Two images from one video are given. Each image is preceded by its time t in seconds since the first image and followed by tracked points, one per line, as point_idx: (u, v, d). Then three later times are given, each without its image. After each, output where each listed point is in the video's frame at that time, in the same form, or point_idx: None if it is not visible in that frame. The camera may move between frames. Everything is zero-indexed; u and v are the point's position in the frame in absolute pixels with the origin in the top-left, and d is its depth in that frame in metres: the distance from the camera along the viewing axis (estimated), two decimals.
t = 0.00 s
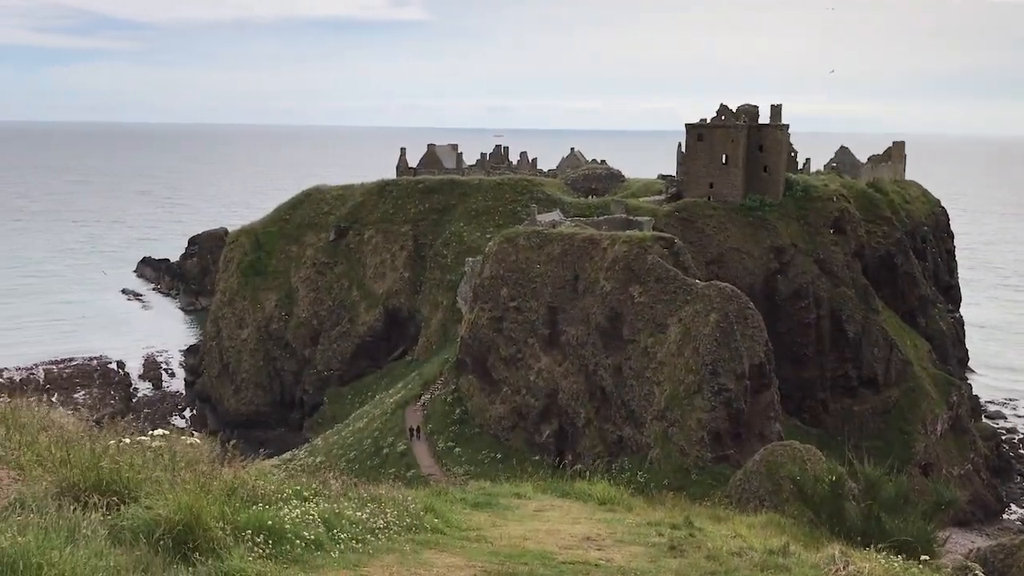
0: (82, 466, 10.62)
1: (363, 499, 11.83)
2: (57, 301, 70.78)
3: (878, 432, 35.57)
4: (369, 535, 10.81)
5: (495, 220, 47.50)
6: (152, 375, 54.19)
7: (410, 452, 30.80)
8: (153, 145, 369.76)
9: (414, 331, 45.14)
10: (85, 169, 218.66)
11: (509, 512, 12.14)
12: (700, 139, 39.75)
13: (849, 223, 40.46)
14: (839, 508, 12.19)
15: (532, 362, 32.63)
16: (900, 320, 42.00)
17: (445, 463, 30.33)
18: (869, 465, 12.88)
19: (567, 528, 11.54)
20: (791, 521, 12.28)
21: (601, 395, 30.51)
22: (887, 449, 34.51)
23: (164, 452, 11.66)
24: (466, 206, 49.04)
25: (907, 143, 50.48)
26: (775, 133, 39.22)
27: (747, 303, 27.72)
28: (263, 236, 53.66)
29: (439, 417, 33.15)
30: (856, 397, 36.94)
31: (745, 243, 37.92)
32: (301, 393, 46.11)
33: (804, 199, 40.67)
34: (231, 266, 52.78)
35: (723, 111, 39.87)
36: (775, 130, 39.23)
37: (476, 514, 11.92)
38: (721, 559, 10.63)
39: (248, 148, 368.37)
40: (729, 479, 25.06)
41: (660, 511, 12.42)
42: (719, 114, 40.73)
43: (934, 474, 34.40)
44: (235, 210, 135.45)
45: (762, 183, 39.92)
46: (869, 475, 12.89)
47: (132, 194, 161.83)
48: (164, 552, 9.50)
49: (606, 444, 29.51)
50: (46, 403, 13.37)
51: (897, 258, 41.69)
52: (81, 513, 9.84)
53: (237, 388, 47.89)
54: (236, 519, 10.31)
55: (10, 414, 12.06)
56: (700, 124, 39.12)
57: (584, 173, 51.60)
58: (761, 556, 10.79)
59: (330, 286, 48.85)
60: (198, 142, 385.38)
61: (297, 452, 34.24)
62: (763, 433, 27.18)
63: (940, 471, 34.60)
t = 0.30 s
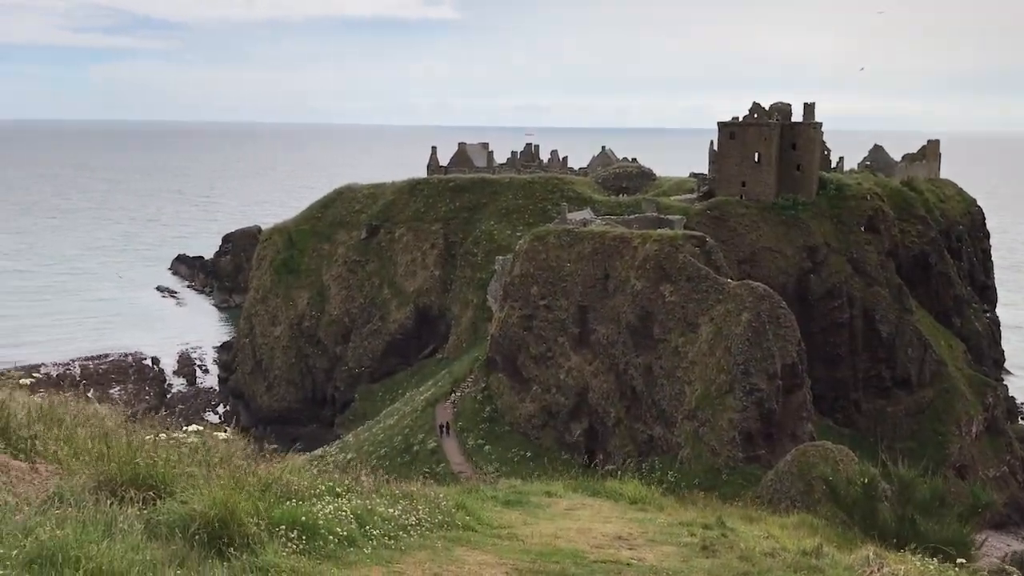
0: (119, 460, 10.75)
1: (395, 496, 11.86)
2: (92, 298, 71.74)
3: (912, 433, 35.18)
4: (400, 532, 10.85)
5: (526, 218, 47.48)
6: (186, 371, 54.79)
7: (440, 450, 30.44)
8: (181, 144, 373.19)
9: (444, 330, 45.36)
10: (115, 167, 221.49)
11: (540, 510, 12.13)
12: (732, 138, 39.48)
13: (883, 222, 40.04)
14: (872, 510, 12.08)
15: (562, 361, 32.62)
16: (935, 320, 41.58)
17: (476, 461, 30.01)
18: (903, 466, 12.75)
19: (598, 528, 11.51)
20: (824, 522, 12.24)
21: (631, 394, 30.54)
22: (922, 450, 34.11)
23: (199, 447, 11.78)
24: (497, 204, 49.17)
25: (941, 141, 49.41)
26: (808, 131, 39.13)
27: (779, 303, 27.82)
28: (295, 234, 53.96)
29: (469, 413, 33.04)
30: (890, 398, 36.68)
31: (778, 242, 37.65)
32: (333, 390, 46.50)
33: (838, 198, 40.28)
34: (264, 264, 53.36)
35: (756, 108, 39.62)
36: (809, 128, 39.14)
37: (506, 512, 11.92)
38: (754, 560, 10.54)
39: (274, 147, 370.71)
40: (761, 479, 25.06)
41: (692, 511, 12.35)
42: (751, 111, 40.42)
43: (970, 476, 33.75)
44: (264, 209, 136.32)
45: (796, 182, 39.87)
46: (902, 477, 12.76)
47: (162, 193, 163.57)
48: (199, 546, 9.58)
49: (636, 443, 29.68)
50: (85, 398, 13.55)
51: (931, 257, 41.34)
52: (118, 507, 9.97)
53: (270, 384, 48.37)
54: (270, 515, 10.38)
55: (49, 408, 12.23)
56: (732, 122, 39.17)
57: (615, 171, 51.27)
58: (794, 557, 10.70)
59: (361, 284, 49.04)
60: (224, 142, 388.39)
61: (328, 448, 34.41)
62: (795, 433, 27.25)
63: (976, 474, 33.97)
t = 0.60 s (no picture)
0: (153, 455, 10.83)
1: (425, 493, 11.85)
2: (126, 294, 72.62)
3: (946, 434, 34.71)
4: (431, 528, 10.84)
5: (556, 215, 47.35)
6: (217, 367, 55.28)
7: (469, 447, 30.65)
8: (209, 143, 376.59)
9: (473, 327, 45.34)
10: (144, 165, 224.24)
11: (570, 509, 12.08)
12: (765, 134, 39.53)
13: (917, 220, 39.75)
14: (908, 511, 11.93)
15: (592, 359, 32.47)
16: (970, 320, 40.90)
17: (505, 458, 30.09)
18: (938, 467, 12.55)
19: (629, 526, 11.45)
20: (858, 523, 12.13)
21: (661, 393, 30.38)
22: (957, 451, 33.56)
23: (232, 443, 11.84)
24: (526, 202, 49.09)
25: (978, 138, 49.31)
26: (842, 128, 39.20)
27: (812, 302, 27.55)
28: (326, 232, 54.35)
29: (499, 411, 33.12)
30: (924, 398, 36.16)
31: (811, 240, 37.57)
32: (363, 387, 46.86)
33: (872, 196, 40.00)
34: (296, 261, 53.80)
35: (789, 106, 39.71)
36: (843, 126, 39.20)
37: (537, 510, 11.88)
38: (786, 561, 10.43)
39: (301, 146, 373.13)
40: (792, 479, 24.86)
41: (723, 511, 12.26)
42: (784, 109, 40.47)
43: (1007, 478, 32.98)
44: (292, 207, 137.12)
45: (829, 179, 39.63)
46: (938, 479, 12.56)
47: (191, 190, 165.26)
48: (231, 542, 9.64)
49: (666, 442, 29.56)
50: (117, 395, 13.63)
51: (967, 256, 40.75)
52: (151, 501, 10.04)
53: (301, 381, 48.86)
54: (301, 510, 10.39)
55: (85, 403, 12.35)
56: (766, 118, 39.20)
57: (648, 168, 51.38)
58: (827, 558, 10.57)
59: (391, 281, 49.28)
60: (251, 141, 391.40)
61: (358, 444, 34.60)
62: (828, 433, 27.00)
63: (1014, 475, 33.12)
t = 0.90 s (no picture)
0: (178, 452, 10.90)
1: (448, 491, 11.84)
2: (152, 292, 73.29)
3: (974, 435, 34.16)
4: (454, 527, 10.83)
5: (579, 213, 47.27)
6: (242, 364, 55.65)
7: (492, 445, 30.67)
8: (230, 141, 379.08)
9: (496, 325, 45.45)
10: (167, 163, 226.41)
11: (593, 508, 12.03)
12: (790, 133, 39.29)
13: (945, 219, 39.25)
14: (934, 513, 11.79)
15: (615, 357, 32.41)
16: (999, 320, 40.35)
17: (527, 457, 30.17)
18: (966, 469, 12.34)
19: (652, 526, 11.40)
20: (883, 525, 12.08)
21: (685, 392, 30.20)
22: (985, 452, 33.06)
23: (257, 440, 11.89)
24: (549, 200, 49.04)
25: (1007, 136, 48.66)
26: (868, 126, 39.12)
27: (838, 301, 27.38)
28: (350, 230, 54.63)
29: (521, 410, 33.23)
30: (951, 399, 35.76)
31: (837, 239, 37.43)
32: (386, 384, 47.06)
33: (898, 194, 39.87)
34: (319, 259, 54.07)
35: (815, 103, 39.35)
36: (868, 123, 38.98)
37: (560, 509, 11.84)
38: (811, 561, 10.34)
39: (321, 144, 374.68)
40: (817, 480, 24.71)
41: (748, 511, 12.19)
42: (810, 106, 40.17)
43: None
44: (315, 205, 137.90)
45: (855, 177, 39.50)
46: (966, 480, 12.39)
47: (214, 188, 166.58)
48: (255, 538, 9.70)
49: (689, 442, 29.37)
50: (143, 391, 13.74)
51: (996, 256, 40.27)
52: (177, 498, 10.12)
53: (324, 378, 49.23)
54: (325, 507, 10.43)
55: (110, 398, 12.45)
56: (791, 117, 38.92)
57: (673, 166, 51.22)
58: (852, 559, 10.48)
59: (415, 280, 49.52)
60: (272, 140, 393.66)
61: (381, 442, 34.78)
62: (853, 433, 26.77)
63: None
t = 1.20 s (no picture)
0: (198, 451, 10.88)
1: (467, 492, 11.78)
2: (172, 291, 73.67)
3: (999, 438, 33.77)
4: (473, 528, 10.75)
5: (599, 213, 47.16)
6: (260, 364, 55.82)
7: (510, 446, 30.72)
8: (249, 141, 380.71)
9: (515, 325, 45.59)
10: (184, 163, 227.71)
11: (613, 509, 11.96)
12: (812, 132, 39.15)
13: (970, 219, 38.89)
14: (958, 517, 11.64)
15: (635, 359, 32.33)
16: None
17: (546, 458, 30.16)
18: (992, 473, 12.10)
19: (673, 529, 11.30)
20: (907, 529, 11.95)
21: (705, 394, 30.11)
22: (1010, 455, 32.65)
23: (276, 439, 11.86)
24: (569, 199, 48.91)
25: None
26: (891, 125, 38.64)
27: (861, 302, 27.07)
28: (368, 229, 54.65)
29: (540, 411, 33.30)
30: (976, 402, 35.56)
31: (860, 240, 37.24)
32: (405, 384, 47.28)
33: (922, 194, 39.58)
34: (338, 259, 54.13)
35: (838, 102, 39.21)
36: (891, 121, 38.67)
37: (580, 511, 11.76)
38: (835, 565, 10.22)
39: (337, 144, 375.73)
40: (839, 482, 24.44)
41: (770, 514, 12.06)
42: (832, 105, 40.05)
43: None
44: (332, 205, 138.31)
45: (878, 177, 39.19)
46: (992, 484, 12.19)
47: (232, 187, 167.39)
48: (274, 538, 9.67)
49: (710, 444, 29.32)
50: (162, 389, 13.74)
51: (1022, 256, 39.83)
52: (196, 497, 10.10)
53: (342, 378, 49.36)
54: (344, 507, 10.38)
55: (130, 396, 12.46)
56: (813, 116, 38.76)
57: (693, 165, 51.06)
58: (876, 563, 10.36)
59: (433, 280, 49.40)
60: (288, 140, 394.51)
61: (399, 442, 34.80)
62: (875, 436, 26.55)
63: None
